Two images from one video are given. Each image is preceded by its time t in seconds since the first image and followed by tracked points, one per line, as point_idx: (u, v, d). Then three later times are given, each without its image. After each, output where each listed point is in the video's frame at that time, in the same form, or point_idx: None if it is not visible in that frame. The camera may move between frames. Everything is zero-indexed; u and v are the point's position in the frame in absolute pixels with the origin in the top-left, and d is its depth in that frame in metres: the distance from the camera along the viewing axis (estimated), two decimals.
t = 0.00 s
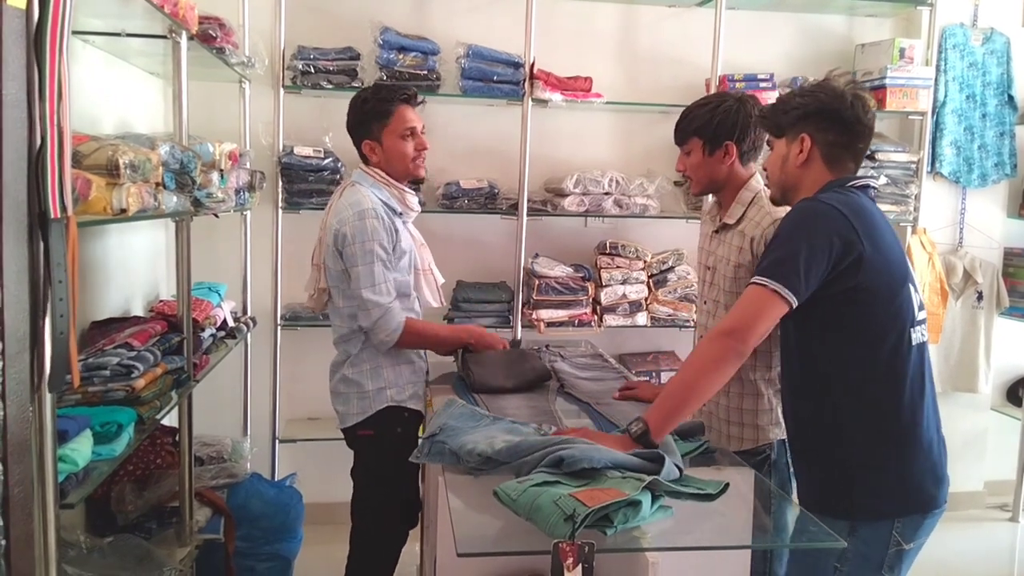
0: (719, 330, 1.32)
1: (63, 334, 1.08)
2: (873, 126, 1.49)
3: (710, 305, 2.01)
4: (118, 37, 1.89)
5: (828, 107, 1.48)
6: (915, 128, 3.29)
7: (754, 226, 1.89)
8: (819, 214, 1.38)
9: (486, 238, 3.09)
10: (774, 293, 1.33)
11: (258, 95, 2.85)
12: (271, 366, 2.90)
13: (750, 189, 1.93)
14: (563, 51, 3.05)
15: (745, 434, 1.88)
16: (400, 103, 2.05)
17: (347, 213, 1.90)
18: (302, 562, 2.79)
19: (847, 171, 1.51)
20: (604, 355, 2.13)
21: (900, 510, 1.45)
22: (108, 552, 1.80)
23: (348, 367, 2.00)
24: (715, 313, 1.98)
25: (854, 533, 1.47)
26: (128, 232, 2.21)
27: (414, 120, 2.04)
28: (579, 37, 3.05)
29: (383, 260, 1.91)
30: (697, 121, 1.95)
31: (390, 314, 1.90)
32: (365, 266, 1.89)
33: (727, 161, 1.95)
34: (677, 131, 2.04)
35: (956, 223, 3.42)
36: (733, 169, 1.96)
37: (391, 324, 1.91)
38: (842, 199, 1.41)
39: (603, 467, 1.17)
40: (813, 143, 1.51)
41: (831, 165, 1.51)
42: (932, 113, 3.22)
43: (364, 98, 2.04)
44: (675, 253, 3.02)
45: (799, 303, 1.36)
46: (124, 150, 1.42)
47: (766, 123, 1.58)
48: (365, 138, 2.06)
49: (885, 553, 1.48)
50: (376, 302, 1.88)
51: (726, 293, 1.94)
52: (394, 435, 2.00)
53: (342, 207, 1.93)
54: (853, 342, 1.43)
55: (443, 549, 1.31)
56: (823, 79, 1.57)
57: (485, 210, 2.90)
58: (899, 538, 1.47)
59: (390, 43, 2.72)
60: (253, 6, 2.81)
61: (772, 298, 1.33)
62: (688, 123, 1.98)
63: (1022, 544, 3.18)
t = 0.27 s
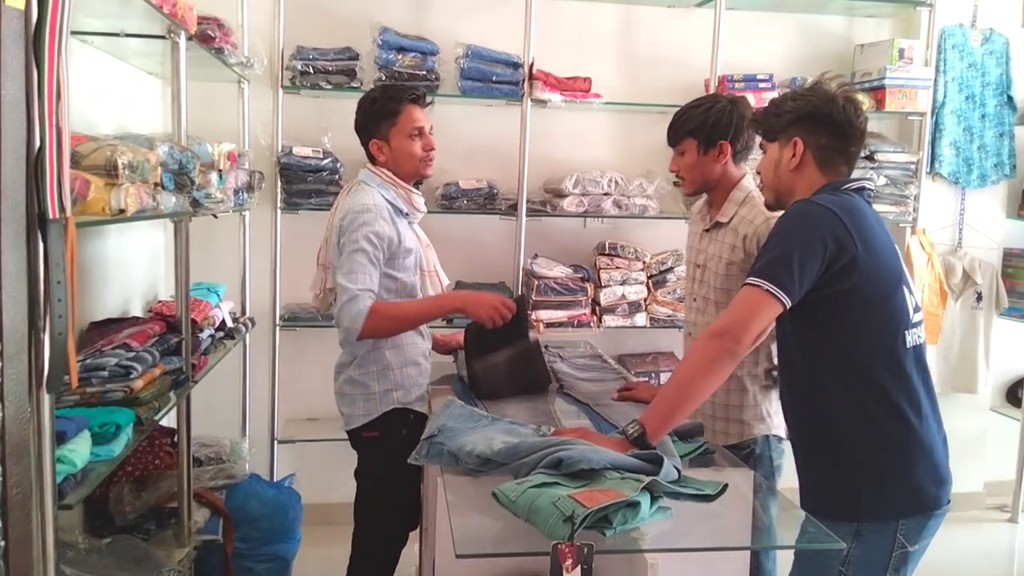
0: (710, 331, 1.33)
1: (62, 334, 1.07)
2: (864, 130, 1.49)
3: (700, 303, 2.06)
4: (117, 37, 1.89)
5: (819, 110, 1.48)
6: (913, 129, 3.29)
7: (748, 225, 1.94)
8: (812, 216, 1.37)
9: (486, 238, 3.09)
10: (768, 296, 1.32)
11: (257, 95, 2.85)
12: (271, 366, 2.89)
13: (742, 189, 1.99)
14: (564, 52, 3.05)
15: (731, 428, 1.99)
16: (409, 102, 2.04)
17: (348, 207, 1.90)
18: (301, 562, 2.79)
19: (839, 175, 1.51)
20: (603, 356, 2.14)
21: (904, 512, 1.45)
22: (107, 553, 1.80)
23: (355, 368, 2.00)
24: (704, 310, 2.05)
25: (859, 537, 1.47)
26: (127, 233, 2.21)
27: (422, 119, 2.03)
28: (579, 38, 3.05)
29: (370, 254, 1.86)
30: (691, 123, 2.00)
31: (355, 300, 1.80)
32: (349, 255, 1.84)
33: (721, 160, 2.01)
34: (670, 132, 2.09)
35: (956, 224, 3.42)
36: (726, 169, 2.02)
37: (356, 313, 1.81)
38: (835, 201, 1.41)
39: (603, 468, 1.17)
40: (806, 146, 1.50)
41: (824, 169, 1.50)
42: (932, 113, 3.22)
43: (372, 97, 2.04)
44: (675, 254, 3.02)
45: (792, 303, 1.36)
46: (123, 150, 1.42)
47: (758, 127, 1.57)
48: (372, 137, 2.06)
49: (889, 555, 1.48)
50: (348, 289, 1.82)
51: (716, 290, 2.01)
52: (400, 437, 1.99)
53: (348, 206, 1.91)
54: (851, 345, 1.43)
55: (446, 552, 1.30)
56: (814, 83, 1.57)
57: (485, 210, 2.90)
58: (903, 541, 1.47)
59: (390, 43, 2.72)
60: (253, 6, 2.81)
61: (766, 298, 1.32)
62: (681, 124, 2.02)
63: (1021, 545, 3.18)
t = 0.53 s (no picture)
0: (710, 332, 1.33)
1: (59, 335, 1.07)
2: (861, 131, 1.48)
3: (684, 300, 2.10)
4: (115, 37, 1.88)
5: (815, 113, 1.47)
6: (911, 129, 3.29)
7: (731, 222, 1.98)
8: (814, 218, 1.37)
9: (484, 239, 3.09)
10: (768, 297, 1.32)
11: (255, 96, 2.85)
12: (269, 366, 2.89)
13: (726, 189, 2.04)
14: (562, 52, 3.05)
15: (711, 421, 2.08)
16: (414, 102, 2.05)
17: (350, 206, 1.92)
18: (300, 563, 2.78)
19: (837, 176, 1.51)
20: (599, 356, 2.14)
21: (904, 513, 1.45)
22: (105, 554, 1.80)
23: (357, 369, 2.00)
24: (688, 307, 2.09)
25: (860, 537, 1.47)
26: (125, 234, 2.20)
27: (427, 119, 2.04)
28: (577, 38, 3.05)
29: (375, 246, 1.84)
30: (680, 124, 2.04)
31: (368, 286, 1.76)
32: (354, 249, 1.83)
33: (707, 161, 2.06)
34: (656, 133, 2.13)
35: (954, 224, 3.42)
36: (711, 171, 2.08)
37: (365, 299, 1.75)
38: (836, 202, 1.41)
39: (600, 468, 1.17)
40: (803, 150, 1.50)
41: (821, 171, 1.50)
42: (930, 113, 3.22)
43: (377, 98, 2.05)
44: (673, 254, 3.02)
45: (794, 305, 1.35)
46: (120, 151, 1.42)
47: (755, 132, 1.57)
48: (377, 137, 2.06)
49: (890, 556, 1.48)
50: (355, 277, 1.79)
51: (700, 287, 2.05)
52: (401, 438, 1.99)
53: (350, 206, 1.92)
54: (852, 347, 1.43)
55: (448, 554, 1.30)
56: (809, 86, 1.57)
57: (483, 210, 2.90)
58: (904, 542, 1.47)
59: (388, 43, 2.72)
60: (251, 7, 2.81)
61: (766, 299, 1.32)
62: (669, 125, 2.06)
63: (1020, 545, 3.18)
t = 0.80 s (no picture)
0: (711, 333, 1.33)
1: (58, 335, 1.07)
2: (858, 131, 1.48)
3: (675, 298, 2.11)
4: (114, 38, 1.88)
5: (813, 114, 1.47)
6: (911, 128, 3.29)
7: (724, 218, 2.00)
8: (818, 219, 1.37)
9: (484, 239, 3.09)
10: (771, 299, 1.32)
11: (254, 96, 2.85)
12: (268, 366, 2.89)
13: (715, 189, 2.06)
14: (562, 52, 3.05)
15: (707, 417, 2.09)
16: (421, 103, 2.04)
17: (362, 213, 1.89)
18: (299, 563, 2.78)
19: (836, 177, 1.51)
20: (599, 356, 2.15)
21: (909, 513, 1.45)
22: (105, 554, 1.80)
23: (358, 370, 2.00)
24: (678, 305, 2.10)
25: (864, 537, 1.47)
26: (124, 234, 2.20)
27: (433, 120, 2.03)
28: (577, 38, 3.05)
29: (397, 257, 1.84)
30: (671, 126, 2.04)
31: (401, 308, 1.77)
32: (378, 262, 1.83)
33: (700, 162, 2.07)
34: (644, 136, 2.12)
35: (953, 224, 3.42)
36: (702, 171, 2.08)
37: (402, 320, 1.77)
38: (840, 203, 1.41)
39: (600, 468, 1.17)
40: (801, 151, 1.50)
41: (820, 173, 1.50)
42: (929, 113, 3.22)
43: (384, 98, 2.03)
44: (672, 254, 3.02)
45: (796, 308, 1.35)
46: (119, 151, 1.42)
47: (751, 133, 1.56)
48: (384, 138, 2.05)
49: (895, 556, 1.48)
50: (385, 297, 1.80)
51: (692, 285, 2.06)
52: (402, 439, 1.99)
53: (357, 207, 1.91)
54: (856, 347, 1.43)
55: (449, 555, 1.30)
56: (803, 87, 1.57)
57: (482, 210, 2.90)
58: (908, 541, 1.47)
59: (387, 43, 2.72)
60: (250, 7, 2.81)
61: (768, 301, 1.32)
62: (661, 126, 2.06)
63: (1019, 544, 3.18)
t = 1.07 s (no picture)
0: (713, 333, 1.32)
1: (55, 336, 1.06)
2: (862, 128, 1.48)
3: (670, 296, 2.10)
4: (111, 36, 1.87)
5: (818, 113, 1.46)
6: (911, 127, 3.28)
7: (718, 217, 1.99)
8: (825, 219, 1.36)
9: (482, 238, 3.09)
10: (776, 299, 1.31)
11: (253, 95, 2.84)
12: (266, 366, 2.88)
13: (711, 187, 2.05)
14: (561, 51, 3.05)
15: (702, 419, 2.08)
16: (426, 104, 2.03)
17: (363, 213, 1.88)
18: (298, 563, 2.78)
19: (842, 175, 1.50)
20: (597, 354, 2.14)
21: (911, 514, 1.44)
22: (102, 554, 1.79)
23: (357, 370, 1.99)
24: (673, 303, 2.09)
25: (865, 537, 1.46)
26: (121, 234, 2.20)
27: (438, 122, 2.02)
28: (576, 36, 3.05)
29: (399, 259, 1.83)
30: (675, 121, 2.04)
31: (405, 312, 1.77)
32: (381, 264, 1.82)
33: (699, 159, 2.06)
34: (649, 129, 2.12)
35: (953, 223, 3.41)
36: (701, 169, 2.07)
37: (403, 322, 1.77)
38: (847, 203, 1.40)
39: (599, 468, 1.16)
40: (807, 151, 1.48)
41: (827, 171, 1.49)
42: (929, 112, 3.21)
43: (389, 98, 2.03)
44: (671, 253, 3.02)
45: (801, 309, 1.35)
46: (117, 150, 1.41)
47: (753, 133, 1.55)
48: (386, 138, 2.04)
49: (895, 557, 1.47)
50: (388, 300, 1.79)
51: (686, 283, 2.05)
52: (401, 439, 1.99)
53: (358, 206, 1.90)
54: (862, 347, 1.42)
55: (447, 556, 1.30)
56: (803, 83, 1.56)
57: (481, 210, 2.89)
58: (909, 542, 1.46)
59: (385, 42, 2.71)
60: (248, 5, 2.80)
61: (772, 302, 1.32)
62: (665, 121, 2.05)
63: (1019, 544, 3.18)
